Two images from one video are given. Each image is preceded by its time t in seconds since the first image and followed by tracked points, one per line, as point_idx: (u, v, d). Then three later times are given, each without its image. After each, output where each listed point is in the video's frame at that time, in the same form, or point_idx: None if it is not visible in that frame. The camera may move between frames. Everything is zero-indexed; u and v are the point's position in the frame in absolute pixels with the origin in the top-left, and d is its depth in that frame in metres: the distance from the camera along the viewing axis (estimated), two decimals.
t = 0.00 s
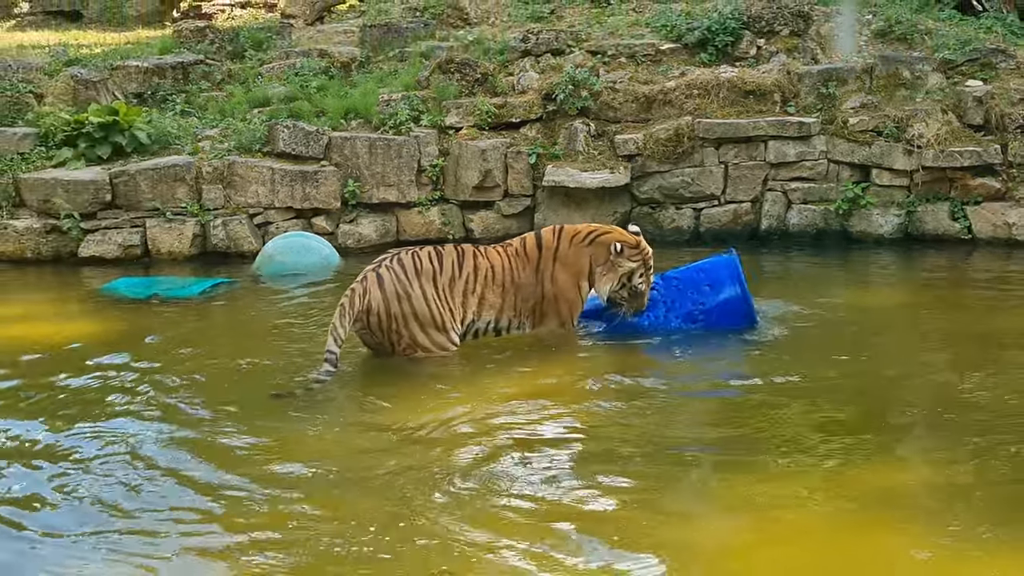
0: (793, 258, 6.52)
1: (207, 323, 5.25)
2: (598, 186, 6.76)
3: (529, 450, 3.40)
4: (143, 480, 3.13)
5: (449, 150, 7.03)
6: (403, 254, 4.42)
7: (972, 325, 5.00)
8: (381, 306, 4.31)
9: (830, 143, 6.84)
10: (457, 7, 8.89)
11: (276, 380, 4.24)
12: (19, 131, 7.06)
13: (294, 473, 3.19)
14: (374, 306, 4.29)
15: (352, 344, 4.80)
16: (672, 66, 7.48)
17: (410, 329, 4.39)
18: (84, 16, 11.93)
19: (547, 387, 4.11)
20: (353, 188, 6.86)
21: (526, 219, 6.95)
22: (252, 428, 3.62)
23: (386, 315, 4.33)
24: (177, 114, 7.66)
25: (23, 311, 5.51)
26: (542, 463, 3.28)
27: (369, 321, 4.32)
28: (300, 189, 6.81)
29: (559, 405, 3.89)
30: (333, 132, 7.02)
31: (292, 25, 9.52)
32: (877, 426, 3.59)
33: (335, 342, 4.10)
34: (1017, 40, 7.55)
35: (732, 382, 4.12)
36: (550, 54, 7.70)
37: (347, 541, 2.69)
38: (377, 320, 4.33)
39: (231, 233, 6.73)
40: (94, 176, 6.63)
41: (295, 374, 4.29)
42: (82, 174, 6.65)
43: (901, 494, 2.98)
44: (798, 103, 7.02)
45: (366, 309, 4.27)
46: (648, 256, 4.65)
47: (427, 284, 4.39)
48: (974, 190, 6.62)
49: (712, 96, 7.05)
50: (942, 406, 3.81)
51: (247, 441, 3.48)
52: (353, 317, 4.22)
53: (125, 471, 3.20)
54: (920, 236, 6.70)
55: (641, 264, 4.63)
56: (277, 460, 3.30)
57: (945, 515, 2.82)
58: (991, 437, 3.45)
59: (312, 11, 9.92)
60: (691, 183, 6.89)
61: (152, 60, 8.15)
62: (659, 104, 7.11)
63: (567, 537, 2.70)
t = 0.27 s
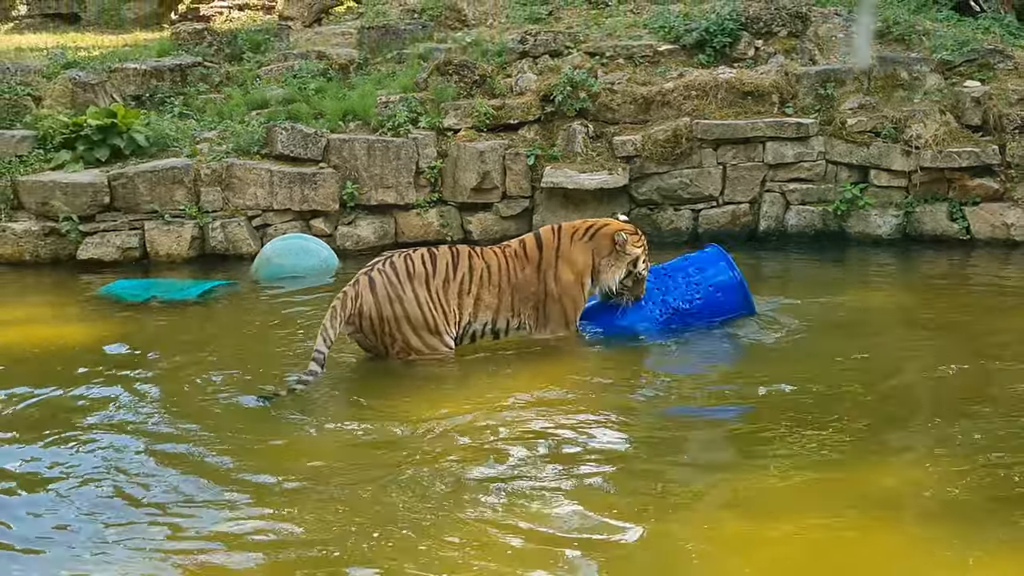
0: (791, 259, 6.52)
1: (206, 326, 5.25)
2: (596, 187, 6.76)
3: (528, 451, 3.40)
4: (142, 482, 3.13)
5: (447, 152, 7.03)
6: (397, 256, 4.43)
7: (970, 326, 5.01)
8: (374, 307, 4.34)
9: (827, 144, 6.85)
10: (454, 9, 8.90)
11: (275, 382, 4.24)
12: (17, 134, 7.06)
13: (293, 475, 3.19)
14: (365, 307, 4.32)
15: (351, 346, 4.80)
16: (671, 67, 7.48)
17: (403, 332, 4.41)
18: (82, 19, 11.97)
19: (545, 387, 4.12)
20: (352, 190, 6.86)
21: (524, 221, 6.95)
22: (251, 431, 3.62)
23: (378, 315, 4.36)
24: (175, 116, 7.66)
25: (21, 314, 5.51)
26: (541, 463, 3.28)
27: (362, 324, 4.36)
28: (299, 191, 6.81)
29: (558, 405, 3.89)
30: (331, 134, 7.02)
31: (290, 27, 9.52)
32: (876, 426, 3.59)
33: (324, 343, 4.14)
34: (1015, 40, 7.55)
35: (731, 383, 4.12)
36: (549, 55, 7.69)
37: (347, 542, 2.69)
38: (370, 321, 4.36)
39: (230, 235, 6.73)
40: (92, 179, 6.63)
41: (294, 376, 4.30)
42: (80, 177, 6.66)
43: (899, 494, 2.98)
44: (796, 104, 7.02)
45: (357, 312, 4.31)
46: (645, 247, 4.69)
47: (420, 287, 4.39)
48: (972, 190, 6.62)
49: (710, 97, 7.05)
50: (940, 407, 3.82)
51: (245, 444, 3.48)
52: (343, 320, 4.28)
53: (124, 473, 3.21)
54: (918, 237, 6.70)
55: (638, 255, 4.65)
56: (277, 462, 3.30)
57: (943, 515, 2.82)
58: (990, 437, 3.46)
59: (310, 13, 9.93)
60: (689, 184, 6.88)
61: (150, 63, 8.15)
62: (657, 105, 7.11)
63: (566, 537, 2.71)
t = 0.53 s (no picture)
0: (789, 260, 6.52)
1: (204, 328, 5.25)
2: (594, 189, 6.75)
3: (527, 451, 3.41)
4: (142, 485, 3.14)
5: (445, 153, 7.04)
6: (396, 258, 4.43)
7: (968, 327, 5.01)
8: (375, 311, 4.33)
9: (825, 144, 6.85)
10: (452, 10, 8.90)
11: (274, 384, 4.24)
12: (15, 136, 7.06)
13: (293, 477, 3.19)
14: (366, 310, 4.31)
15: (349, 348, 4.80)
16: (668, 68, 7.49)
17: (405, 334, 4.41)
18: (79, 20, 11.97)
19: (544, 390, 4.12)
20: (349, 192, 6.85)
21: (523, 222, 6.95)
22: (249, 433, 3.62)
23: (380, 318, 4.35)
24: (173, 118, 7.66)
25: (19, 316, 5.51)
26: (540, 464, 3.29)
27: (363, 327, 4.34)
28: (297, 193, 6.81)
29: (556, 406, 3.90)
30: (329, 136, 7.02)
31: (287, 29, 9.52)
32: (874, 427, 3.60)
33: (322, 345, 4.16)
34: (1012, 40, 7.56)
35: (730, 384, 4.13)
36: (546, 56, 7.69)
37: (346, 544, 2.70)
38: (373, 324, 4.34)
39: (228, 237, 6.72)
40: (90, 181, 6.63)
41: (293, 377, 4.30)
42: (77, 179, 6.65)
43: (897, 494, 2.99)
44: (794, 105, 7.04)
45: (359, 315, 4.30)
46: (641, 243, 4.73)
47: (421, 290, 4.40)
48: (970, 190, 6.62)
49: (708, 98, 7.05)
50: (938, 407, 3.83)
51: (244, 445, 3.48)
52: (344, 322, 4.26)
53: (123, 476, 3.21)
54: (916, 237, 6.71)
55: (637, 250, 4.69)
56: (276, 464, 3.31)
57: (942, 515, 2.83)
58: (987, 438, 3.46)
59: (307, 15, 9.93)
60: (687, 185, 6.89)
61: (148, 65, 8.15)
62: (655, 106, 7.12)
63: (566, 538, 2.71)
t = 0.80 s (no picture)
0: (787, 262, 6.52)
1: (203, 332, 5.25)
2: (592, 192, 6.78)
3: (526, 454, 3.41)
4: (140, 488, 3.14)
5: (444, 156, 7.04)
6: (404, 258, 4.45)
7: (967, 329, 5.01)
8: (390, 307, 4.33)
9: (824, 146, 6.85)
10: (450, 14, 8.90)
11: (274, 387, 4.24)
12: (14, 141, 7.06)
13: (291, 480, 3.19)
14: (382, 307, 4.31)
15: (348, 352, 4.81)
16: (666, 71, 7.49)
17: (420, 331, 4.39)
18: (77, 24, 11.99)
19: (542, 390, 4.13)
20: (348, 195, 6.85)
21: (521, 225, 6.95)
22: (248, 437, 3.63)
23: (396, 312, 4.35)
24: (171, 122, 7.66)
25: (17, 321, 5.50)
26: (538, 466, 3.29)
27: (375, 327, 4.32)
28: (295, 197, 6.81)
29: (554, 409, 3.90)
30: (328, 139, 7.02)
31: (286, 33, 9.53)
32: (873, 429, 3.60)
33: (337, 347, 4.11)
34: (1010, 42, 7.57)
35: (728, 386, 4.13)
36: (544, 59, 7.70)
37: (345, 547, 2.70)
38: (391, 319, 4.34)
39: (226, 241, 6.74)
40: (89, 185, 6.62)
41: (293, 381, 4.30)
42: (76, 183, 6.65)
43: (896, 495, 2.99)
44: (792, 107, 7.05)
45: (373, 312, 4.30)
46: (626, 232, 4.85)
47: (432, 286, 4.40)
48: (968, 192, 6.62)
49: (705, 100, 7.06)
50: (936, 409, 3.83)
51: (243, 450, 3.48)
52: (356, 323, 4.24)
53: (122, 480, 3.21)
54: (915, 239, 6.71)
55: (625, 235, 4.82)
56: (275, 468, 3.31)
57: (942, 516, 2.83)
58: (986, 440, 3.46)
59: (305, 19, 9.94)
60: (685, 188, 6.90)
61: (146, 69, 8.16)
62: (653, 109, 7.12)
63: (566, 537, 2.71)
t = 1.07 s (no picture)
0: (784, 265, 6.53)
1: (200, 335, 5.25)
2: (589, 194, 6.77)
3: (525, 458, 3.41)
4: (139, 495, 3.14)
5: (441, 159, 7.02)
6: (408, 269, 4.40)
7: (964, 330, 5.02)
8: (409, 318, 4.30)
9: (821, 149, 6.84)
10: (447, 17, 8.89)
11: (272, 392, 4.24)
12: (10, 145, 7.05)
13: (291, 486, 3.20)
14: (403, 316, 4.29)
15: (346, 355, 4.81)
16: (663, 73, 7.50)
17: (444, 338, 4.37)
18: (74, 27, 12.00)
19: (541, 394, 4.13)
20: (345, 198, 6.85)
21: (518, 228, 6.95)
22: (248, 442, 3.63)
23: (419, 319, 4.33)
24: (168, 125, 7.66)
25: (14, 325, 5.50)
26: (538, 470, 3.29)
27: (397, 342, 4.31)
28: (292, 200, 6.81)
29: (552, 413, 3.91)
30: (325, 143, 7.02)
31: (282, 36, 9.53)
32: (871, 430, 3.61)
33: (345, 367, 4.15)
34: (1006, 44, 7.57)
35: (726, 388, 4.14)
36: (541, 62, 7.69)
37: (346, 552, 2.70)
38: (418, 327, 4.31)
39: (224, 244, 6.73)
40: (86, 189, 6.62)
41: (291, 386, 4.31)
42: (73, 187, 6.65)
43: (895, 497, 2.99)
44: (789, 109, 7.04)
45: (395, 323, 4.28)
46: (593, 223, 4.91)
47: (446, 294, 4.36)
48: (965, 194, 6.63)
49: (703, 103, 7.06)
50: (934, 410, 3.83)
51: (243, 456, 3.48)
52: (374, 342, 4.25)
53: (118, 487, 3.21)
54: (912, 241, 6.71)
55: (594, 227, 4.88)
56: (273, 473, 3.31)
57: (942, 517, 2.84)
58: (984, 441, 3.46)
59: (302, 22, 9.95)
60: (683, 190, 6.90)
61: (142, 73, 8.16)
62: (650, 112, 7.12)
63: (562, 544, 2.72)
